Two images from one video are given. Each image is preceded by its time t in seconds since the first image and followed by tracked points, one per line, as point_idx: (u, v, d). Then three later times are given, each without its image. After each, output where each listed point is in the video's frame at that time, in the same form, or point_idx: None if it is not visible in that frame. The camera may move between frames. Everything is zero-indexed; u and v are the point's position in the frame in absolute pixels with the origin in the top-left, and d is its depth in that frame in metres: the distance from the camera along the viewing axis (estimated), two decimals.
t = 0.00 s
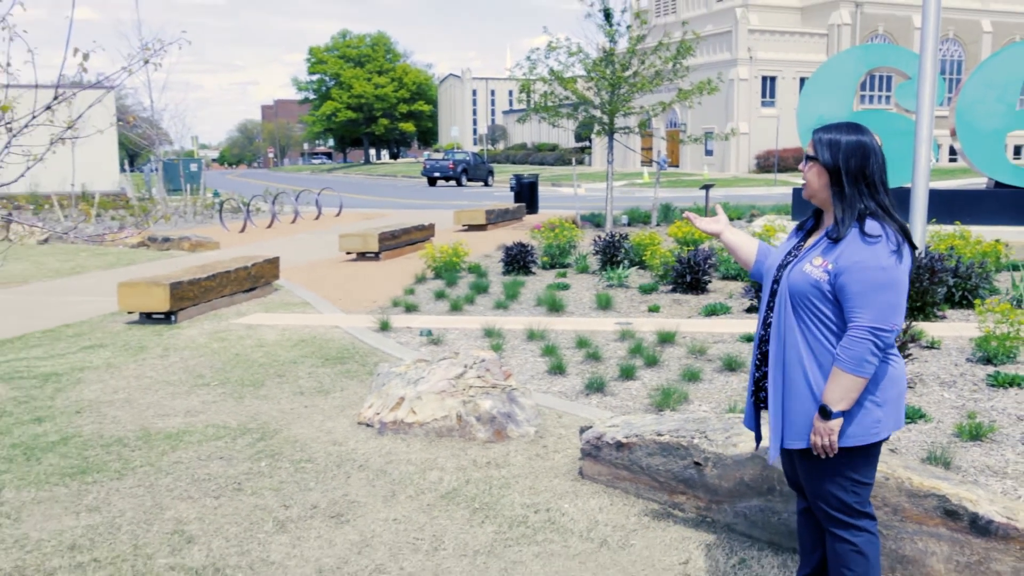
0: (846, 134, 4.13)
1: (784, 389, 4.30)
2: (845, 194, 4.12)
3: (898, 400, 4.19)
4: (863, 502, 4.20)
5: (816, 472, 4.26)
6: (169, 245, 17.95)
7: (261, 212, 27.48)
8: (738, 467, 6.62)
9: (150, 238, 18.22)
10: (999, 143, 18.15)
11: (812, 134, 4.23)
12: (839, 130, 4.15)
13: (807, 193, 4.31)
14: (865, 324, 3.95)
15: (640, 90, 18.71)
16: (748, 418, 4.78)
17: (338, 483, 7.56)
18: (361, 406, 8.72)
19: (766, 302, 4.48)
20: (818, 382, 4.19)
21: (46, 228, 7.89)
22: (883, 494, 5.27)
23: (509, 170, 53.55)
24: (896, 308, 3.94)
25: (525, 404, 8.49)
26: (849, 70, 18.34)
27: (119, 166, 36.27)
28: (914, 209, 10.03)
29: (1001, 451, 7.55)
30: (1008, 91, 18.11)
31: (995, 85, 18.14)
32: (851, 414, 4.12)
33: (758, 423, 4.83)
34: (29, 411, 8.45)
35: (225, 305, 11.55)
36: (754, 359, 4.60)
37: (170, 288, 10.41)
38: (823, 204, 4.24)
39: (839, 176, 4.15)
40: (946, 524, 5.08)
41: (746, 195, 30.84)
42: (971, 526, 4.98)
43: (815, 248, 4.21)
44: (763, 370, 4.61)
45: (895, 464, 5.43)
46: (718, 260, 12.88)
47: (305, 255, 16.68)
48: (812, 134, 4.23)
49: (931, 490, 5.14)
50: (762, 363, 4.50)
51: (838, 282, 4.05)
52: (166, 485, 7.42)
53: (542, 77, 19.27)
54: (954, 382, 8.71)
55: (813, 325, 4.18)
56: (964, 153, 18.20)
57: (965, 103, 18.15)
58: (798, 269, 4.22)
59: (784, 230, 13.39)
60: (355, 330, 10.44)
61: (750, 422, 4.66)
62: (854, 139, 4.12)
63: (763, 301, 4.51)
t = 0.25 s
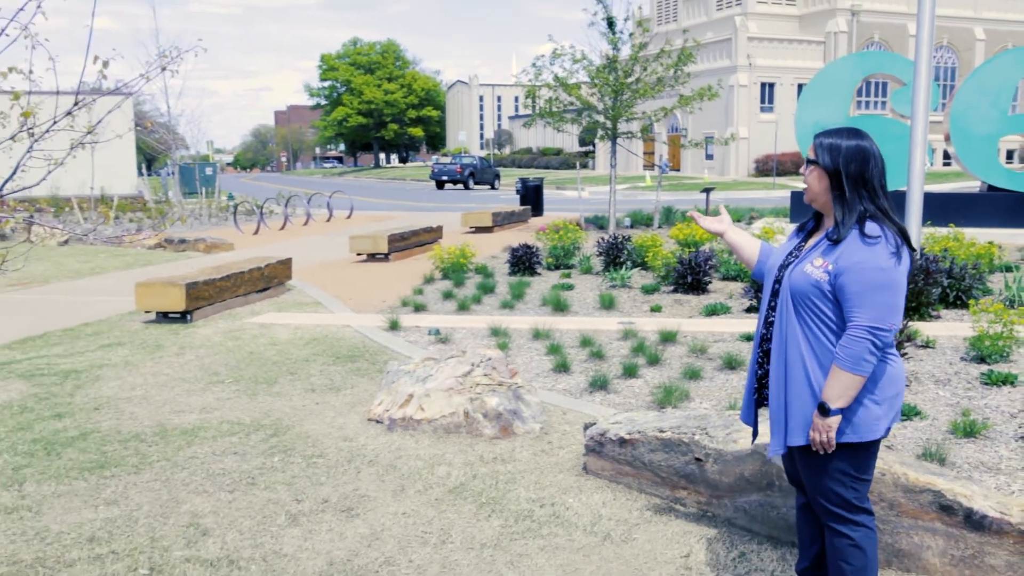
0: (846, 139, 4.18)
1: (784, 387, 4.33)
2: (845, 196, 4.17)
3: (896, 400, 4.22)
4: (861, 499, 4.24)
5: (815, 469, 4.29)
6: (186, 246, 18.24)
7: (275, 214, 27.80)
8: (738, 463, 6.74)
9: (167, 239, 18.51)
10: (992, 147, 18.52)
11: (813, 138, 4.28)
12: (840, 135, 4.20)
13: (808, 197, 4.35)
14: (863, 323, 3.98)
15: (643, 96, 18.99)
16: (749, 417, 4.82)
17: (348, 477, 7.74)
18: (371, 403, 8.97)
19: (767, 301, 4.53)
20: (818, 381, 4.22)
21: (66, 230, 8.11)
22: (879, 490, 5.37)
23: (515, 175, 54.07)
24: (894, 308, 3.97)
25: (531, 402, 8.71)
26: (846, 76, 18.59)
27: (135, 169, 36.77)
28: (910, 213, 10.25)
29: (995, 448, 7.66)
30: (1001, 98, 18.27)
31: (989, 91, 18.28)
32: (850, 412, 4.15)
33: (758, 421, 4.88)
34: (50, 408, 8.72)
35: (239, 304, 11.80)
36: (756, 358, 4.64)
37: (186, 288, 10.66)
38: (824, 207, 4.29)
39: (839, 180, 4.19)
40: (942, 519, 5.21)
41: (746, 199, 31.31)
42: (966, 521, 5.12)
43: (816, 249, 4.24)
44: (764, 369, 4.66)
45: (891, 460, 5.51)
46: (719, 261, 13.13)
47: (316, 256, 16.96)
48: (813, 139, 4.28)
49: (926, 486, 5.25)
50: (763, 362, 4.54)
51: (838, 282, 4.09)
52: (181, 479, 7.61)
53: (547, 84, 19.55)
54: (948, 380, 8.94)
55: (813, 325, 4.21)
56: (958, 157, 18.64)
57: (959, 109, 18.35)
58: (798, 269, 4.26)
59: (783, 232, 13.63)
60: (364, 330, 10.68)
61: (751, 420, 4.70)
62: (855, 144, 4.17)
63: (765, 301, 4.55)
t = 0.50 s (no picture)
0: (855, 141, 4.29)
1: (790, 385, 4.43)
2: (851, 197, 4.28)
3: (900, 399, 4.31)
4: (866, 496, 4.34)
5: (820, 466, 4.40)
6: (199, 247, 18.40)
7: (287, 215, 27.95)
8: (743, 461, 6.86)
9: (182, 239, 18.68)
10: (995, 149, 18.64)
11: (821, 139, 4.39)
12: (849, 137, 4.31)
13: (815, 196, 4.47)
14: (868, 322, 4.08)
15: (649, 99, 19.10)
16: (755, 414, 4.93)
17: (359, 474, 7.87)
18: (381, 401, 9.11)
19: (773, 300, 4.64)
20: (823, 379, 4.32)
21: (83, 231, 8.25)
22: (883, 487, 5.46)
23: (523, 176, 54.20)
24: (899, 309, 4.07)
25: (538, 400, 8.85)
26: (850, 80, 18.74)
27: (151, 171, 36.91)
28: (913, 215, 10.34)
29: (997, 447, 7.75)
30: (1004, 100, 18.37)
31: (991, 94, 18.39)
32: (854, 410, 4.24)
33: (764, 420, 4.98)
34: (66, 404, 8.88)
35: (251, 304, 11.95)
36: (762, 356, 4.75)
37: (199, 288, 10.81)
38: (831, 207, 4.40)
39: (845, 180, 4.30)
40: (945, 517, 5.30)
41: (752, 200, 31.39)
42: (969, 519, 5.23)
43: (822, 249, 4.35)
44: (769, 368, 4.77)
45: (894, 458, 5.58)
46: (724, 262, 13.24)
47: (327, 257, 17.12)
48: (821, 139, 4.39)
49: (930, 484, 5.34)
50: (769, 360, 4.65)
51: (843, 282, 4.19)
52: (194, 476, 7.74)
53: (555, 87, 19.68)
54: (952, 380, 9.04)
55: (818, 323, 4.32)
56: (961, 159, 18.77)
57: (962, 112, 18.46)
58: (804, 269, 4.37)
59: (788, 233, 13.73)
60: (375, 329, 10.82)
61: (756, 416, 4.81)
62: (863, 146, 4.28)
63: (770, 300, 4.66)
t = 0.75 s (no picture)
0: (851, 145, 4.49)
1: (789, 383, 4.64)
2: (848, 200, 4.48)
3: (896, 396, 4.51)
4: (861, 489, 4.55)
5: (817, 460, 4.61)
6: (216, 248, 18.76)
7: (301, 218, 28.35)
8: (742, 456, 7.13)
9: (199, 241, 18.99)
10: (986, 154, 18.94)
11: (818, 144, 4.60)
12: (845, 142, 4.51)
13: (812, 198, 4.67)
14: (864, 322, 4.28)
15: (651, 105, 19.39)
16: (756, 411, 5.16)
17: (370, 468, 8.16)
18: (391, 397, 9.41)
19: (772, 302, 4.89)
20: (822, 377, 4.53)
21: (104, 232, 8.55)
22: (878, 482, 5.61)
23: (529, 179, 54.63)
24: (893, 308, 4.27)
25: (543, 397, 9.15)
26: (846, 85, 19.03)
27: (169, 174, 37.33)
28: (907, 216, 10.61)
29: (988, 442, 8.02)
30: (995, 106, 18.74)
31: (983, 101, 18.78)
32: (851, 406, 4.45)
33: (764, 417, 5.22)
34: (87, 400, 9.20)
35: (267, 303, 12.25)
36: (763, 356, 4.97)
37: (216, 287, 11.12)
38: (828, 210, 4.60)
39: (842, 184, 4.50)
40: (937, 510, 5.48)
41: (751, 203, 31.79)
42: (960, 512, 5.42)
43: (820, 251, 4.56)
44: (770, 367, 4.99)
45: (888, 453, 5.76)
46: (724, 263, 13.53)
47: (337, 258, 17.46)
48: (818, 144, 4.60)
49: (923, 479, 5.50)
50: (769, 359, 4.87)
51: (840, 283, 4.39)
52: (211, 469, 8.04)
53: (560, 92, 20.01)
54: (944, 377, 9.32)
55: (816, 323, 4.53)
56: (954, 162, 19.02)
57: (955, 117, 18.79)
58: (803, 270, 4.58)
59: (785, 234, 14.04)
60: (385, 328, 11.13)
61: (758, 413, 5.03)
62: (859, 150, 4.49)
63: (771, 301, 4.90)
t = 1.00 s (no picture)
0: (840, 152, 4.77)
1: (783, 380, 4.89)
2: (837, 204, 4.75)
3: (882, 391, 4.78)
4: (850, 482, 4.80)
5: (808, 454, 4.87)
6: (230, 249, 19.18)
7: (309, 221, 28.85)
8: (735, 449, 7.49)
9: (214, 243, 19.35)
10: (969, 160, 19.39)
11: (808, 150, 4.87)
12: (833, 149, 4.79)
13: (802, 201, 4.94)
14: (853, 320, 4.55)
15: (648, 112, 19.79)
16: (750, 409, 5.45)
17: (378, 460, 8.54)
18: (398, 393, 9.79)
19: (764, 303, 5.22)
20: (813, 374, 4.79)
21: (124, 234, 8.87)
22: (864, 474, 5.76)
23: (530, 184, 55.21)
24: (880, 308, 4.54)
25: (544, 393, 9.52)
26: (835, 93, 19.42)
27: (185, 179, 37.82)
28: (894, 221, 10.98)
29: (971, 436, 8.39)
30: (977, 114, 19.13)
31: (966, 108, 19.17)
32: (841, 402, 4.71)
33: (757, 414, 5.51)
34: (107, 396, 9.58)
35: (278, 303, 12.63)
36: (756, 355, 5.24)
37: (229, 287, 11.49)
38: (817, 213, 4.87)
39: (831, 188, 4.77)
40: (922, 502, 5.61)
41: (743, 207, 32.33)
42: (944, 504, 5.55)
43: (810, 254, 4.83)
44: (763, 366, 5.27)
45: (875, 446, 5.90)
46: (718, 264, 13.91)
47: (343, 259, 17.89)
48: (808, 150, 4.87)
49: (908, 471, 5.64)
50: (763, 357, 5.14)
51: (829, 284, 4.66)
52: (225, 462, 8.41)
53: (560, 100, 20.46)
54: (929, 374, 9.71)
55: (808, 322, 4.80)
56: (938, 168, 19.47)
57: (939, 125, 19.19)
58: (794, 272, 4.85)
59: (776, 237, 14.44)
60: (392, 326, 11.51)
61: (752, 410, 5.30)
62: (847, 157, 4.76)
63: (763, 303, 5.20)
